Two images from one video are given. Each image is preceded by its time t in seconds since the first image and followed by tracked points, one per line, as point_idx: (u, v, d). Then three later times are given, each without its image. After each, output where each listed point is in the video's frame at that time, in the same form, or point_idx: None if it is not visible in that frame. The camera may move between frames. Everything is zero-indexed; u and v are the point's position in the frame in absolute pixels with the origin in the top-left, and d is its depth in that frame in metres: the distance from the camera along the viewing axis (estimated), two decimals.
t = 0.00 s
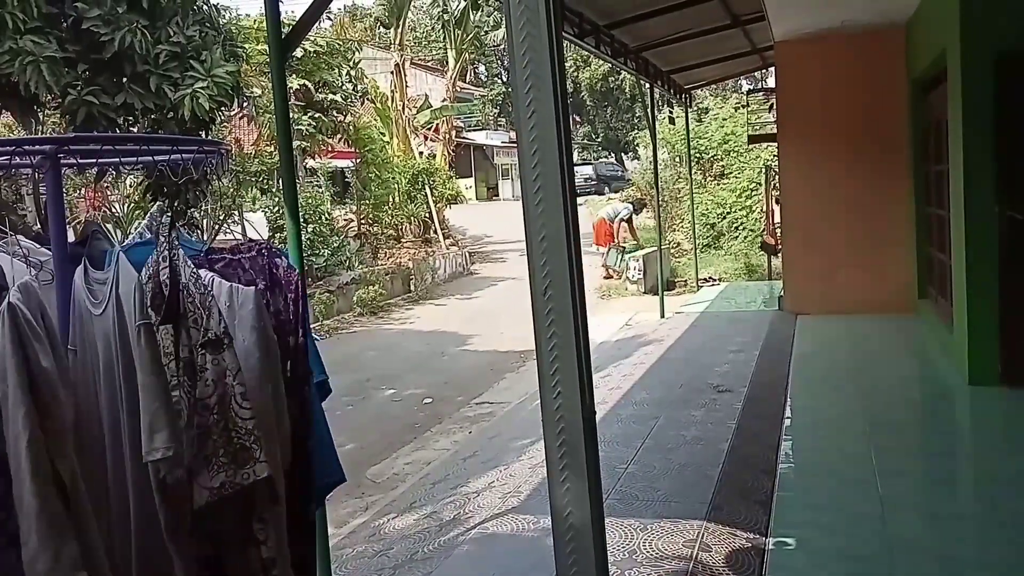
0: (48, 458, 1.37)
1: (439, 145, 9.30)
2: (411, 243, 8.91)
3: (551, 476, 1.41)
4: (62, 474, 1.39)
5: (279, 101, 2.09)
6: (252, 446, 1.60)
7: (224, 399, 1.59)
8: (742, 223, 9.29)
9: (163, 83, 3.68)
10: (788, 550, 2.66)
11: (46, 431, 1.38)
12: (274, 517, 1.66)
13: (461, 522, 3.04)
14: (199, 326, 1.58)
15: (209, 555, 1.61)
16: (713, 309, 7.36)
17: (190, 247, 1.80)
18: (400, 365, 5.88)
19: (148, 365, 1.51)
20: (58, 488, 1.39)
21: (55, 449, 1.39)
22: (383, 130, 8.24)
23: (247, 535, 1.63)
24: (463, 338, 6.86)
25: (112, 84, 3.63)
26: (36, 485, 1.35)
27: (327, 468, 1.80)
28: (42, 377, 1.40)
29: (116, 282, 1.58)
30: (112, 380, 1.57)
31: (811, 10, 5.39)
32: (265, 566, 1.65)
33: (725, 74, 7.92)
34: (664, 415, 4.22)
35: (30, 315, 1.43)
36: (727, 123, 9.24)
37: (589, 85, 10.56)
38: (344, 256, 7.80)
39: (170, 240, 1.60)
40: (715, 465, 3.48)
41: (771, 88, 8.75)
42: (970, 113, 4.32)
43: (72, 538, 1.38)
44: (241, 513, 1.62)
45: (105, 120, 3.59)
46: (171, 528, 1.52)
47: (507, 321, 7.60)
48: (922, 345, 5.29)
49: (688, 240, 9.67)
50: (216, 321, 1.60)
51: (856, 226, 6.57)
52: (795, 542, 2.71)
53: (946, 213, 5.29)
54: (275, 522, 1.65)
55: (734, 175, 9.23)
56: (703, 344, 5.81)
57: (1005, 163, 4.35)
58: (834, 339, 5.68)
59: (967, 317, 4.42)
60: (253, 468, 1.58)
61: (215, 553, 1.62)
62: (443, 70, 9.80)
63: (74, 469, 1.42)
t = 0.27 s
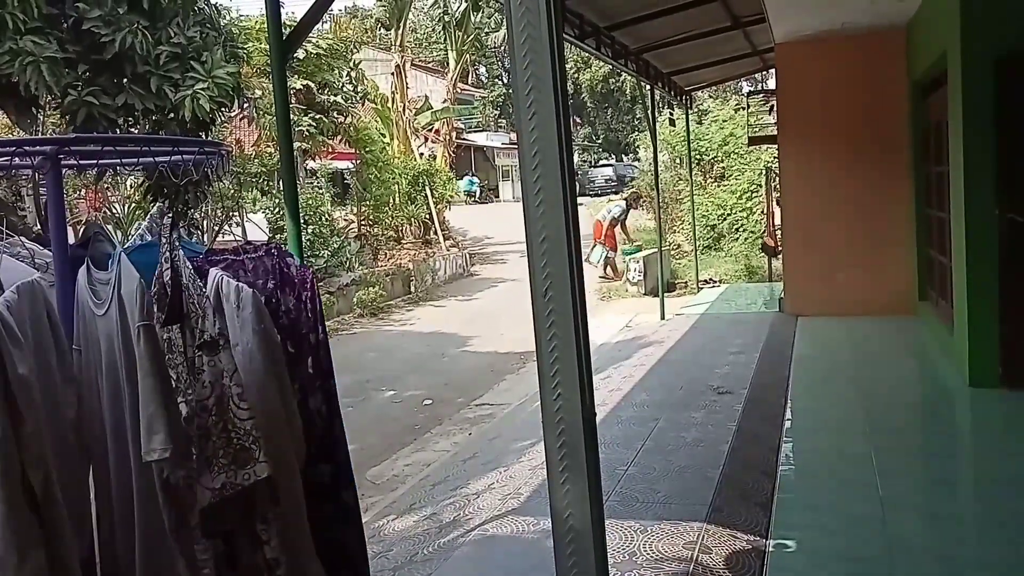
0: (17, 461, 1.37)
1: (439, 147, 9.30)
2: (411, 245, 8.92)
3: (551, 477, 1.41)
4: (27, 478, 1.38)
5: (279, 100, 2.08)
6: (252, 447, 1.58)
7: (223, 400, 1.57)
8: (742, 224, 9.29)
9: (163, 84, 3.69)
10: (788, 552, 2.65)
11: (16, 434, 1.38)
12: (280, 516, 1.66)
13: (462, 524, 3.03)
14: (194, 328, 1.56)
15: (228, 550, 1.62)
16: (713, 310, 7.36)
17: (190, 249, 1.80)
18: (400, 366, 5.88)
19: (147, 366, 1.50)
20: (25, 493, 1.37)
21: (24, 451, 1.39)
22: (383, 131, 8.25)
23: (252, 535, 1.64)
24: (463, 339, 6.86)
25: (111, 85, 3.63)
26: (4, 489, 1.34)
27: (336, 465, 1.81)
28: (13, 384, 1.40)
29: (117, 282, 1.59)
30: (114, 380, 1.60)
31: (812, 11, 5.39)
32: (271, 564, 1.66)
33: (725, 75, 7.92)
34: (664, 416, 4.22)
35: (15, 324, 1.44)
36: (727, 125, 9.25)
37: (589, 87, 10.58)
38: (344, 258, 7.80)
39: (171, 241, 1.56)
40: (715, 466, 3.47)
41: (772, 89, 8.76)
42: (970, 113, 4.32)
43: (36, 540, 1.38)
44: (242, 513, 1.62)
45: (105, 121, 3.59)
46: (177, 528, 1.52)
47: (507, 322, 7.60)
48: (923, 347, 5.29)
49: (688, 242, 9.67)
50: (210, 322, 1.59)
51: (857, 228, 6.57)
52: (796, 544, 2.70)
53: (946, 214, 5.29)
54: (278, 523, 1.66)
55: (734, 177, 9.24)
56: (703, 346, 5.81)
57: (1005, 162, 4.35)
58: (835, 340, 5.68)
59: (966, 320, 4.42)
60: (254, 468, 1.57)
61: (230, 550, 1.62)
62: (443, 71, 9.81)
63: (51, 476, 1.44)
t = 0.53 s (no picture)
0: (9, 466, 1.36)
1: (439, 148, 9.31)
2: (412, 246, 8.92)
3: (551, 478, 1.41)
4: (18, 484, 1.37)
5: (280, 101, 2.08)
6: (231, 450, 1.58)
7: (203, 401, 1.56)
8: (742, 226, 9.30)
9: (164, 84, 3.71)
10: (787, 555, 2.65)
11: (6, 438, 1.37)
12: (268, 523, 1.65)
13: (462, 525, 3.03)
14: (179, 329, 1.56)
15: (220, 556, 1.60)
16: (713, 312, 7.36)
17: (189, 252, 1.82)
18: (400, 368, 5.88)
19: (156, 367, 1.50)
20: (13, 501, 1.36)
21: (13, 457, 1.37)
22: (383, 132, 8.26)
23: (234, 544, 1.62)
24: (463, 340, 6.86)
25: (113, 85, 3.64)
26: None
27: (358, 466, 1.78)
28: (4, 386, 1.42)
29: (120, 283, 1.60)
30: (111, 381, 1.64)
31: (812, 13, 5.40)
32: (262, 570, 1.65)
33: (725, 77, 7.93)
34: (664, 418, 4.22)
35: (5, 328, 1.46)
36: (727, 127, 9.25)
37: (589, 88, 10.60)
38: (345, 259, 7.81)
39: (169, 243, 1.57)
40: (715, 468, 3.48)
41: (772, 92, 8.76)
42: (970, 114, 4.32)
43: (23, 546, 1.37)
44: (222, 519, 1.60)
45: (105, 121, 3.60)
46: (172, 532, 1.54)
47: (507, 323, 7.60)
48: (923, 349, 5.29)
49: (688, 244, 9.67)
50: (194, 324, 1.58)
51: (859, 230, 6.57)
52: (795, 546, 2.70)
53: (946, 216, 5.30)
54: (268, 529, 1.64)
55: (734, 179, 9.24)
56: (703, 348, 5.82)
57: (1005, 163, 4.35)
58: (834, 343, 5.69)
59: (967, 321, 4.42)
60: (233, 472, 1.57)
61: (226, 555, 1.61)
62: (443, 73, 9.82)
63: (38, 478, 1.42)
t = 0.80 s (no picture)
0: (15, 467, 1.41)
1: (440, 150, 9.31)
2: (412, 247, 8.92)
3: (551, 480, 1.41)
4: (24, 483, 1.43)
5: (280, 102, 2.08)
6: (232, 450, 1.59)
7: (207, 401, 1.58)
8: (743, 228, 9.30)
9: (165, 85, 3.73)
10: (788, 558, 2.64)
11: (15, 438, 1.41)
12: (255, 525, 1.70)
13: (462, 526, 3.03)
14: (186, 327, 1.58)
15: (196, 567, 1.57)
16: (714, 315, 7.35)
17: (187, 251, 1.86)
18: (400, 369, 5.88)
19: (142, 368, 1.50)
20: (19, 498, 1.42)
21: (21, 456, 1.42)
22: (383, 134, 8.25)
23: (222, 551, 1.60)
24: (463, 342, 6.85)
25: (113, 86, 3.64)
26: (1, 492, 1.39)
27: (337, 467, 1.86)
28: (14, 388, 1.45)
29: (115, 285, 1.58)
30: (105, 382, 1.61)
31: (812, 16, 5.40)
32: None
33: (725, 79, 7.93)
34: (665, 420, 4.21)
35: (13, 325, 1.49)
36: (728, 129, 9.25)
37: (589, 90, 10.60)
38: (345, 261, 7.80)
39: (168, 241, 1.58)
40: (715, 470, 3.47)
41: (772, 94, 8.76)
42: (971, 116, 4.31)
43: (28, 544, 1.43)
44: (219, 520, 1.59)
45: (106, 122, 3.61)
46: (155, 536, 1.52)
47: (507, 325, 7.60)
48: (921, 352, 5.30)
49: (689, 246, 9.66)
50: (203, 321, 1.59)
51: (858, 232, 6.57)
52: (796, 549, 2.70)
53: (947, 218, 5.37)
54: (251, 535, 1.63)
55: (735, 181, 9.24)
56: (703, 350, 5.81)
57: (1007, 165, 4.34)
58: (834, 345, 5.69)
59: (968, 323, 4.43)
60: (232, 472, 1.59)
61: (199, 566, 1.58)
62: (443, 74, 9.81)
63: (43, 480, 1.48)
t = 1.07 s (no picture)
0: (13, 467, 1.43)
1: (440, 151, 9.31)
2: (412, 249, 8.92)
3: (550, 482, 1.40)
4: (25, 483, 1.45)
5: (280, 102, 2.07)
6: (249, 449, 1.59)
7: (224, 401, 1.58)
8: (743, 231, 9.30)
9: (165, 86, 3.72)
10: (788, 561, 2.63)
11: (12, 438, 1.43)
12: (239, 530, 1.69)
13: (461, 528, 3.02)
14: (197, 327, 1.59)
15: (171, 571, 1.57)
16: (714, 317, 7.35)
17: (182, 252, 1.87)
18: (400, 371, 5.87)
19: (138, 370, 1.50)
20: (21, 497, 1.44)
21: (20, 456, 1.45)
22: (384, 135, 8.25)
23: (202, 555, 1.60)
24: (463, 343, 6.85)
25: (114, 87, 3.64)
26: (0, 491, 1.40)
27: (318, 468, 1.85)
28: (18, 390, 1.46)
29: (112, 287, 1.59)
30: (99, 383, 1.60)
31: (813, 18, 5.40)
32: None
33: (725, 82, 7.93)
34: (665, 422, 4.20)
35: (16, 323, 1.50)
36: (729, 131, 9.25)
37: (589, 92, 10.60)
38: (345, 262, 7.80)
39: (169, 245, 1.62)
40: (715, 473, 3.46)
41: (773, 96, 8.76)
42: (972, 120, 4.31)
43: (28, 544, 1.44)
44: (234, 516, 1.59)
45: (107, 123, 3.61)
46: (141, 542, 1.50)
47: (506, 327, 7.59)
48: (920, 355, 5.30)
49: (689, 248, 9.66)
50: (219, 322, 1.60)
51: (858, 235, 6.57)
52: (796, 553, 2.69)
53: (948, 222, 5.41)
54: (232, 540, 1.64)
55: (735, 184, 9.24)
56: (703, 352, 5.81)
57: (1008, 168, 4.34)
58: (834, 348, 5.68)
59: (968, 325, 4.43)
60: (249, 471, 1.58)
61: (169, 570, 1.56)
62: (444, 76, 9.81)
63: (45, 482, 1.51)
